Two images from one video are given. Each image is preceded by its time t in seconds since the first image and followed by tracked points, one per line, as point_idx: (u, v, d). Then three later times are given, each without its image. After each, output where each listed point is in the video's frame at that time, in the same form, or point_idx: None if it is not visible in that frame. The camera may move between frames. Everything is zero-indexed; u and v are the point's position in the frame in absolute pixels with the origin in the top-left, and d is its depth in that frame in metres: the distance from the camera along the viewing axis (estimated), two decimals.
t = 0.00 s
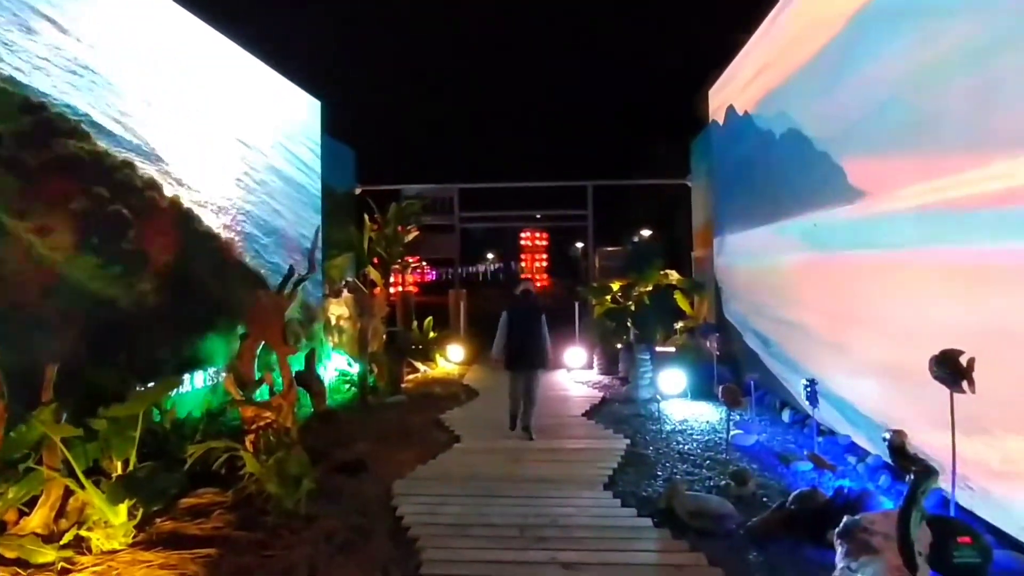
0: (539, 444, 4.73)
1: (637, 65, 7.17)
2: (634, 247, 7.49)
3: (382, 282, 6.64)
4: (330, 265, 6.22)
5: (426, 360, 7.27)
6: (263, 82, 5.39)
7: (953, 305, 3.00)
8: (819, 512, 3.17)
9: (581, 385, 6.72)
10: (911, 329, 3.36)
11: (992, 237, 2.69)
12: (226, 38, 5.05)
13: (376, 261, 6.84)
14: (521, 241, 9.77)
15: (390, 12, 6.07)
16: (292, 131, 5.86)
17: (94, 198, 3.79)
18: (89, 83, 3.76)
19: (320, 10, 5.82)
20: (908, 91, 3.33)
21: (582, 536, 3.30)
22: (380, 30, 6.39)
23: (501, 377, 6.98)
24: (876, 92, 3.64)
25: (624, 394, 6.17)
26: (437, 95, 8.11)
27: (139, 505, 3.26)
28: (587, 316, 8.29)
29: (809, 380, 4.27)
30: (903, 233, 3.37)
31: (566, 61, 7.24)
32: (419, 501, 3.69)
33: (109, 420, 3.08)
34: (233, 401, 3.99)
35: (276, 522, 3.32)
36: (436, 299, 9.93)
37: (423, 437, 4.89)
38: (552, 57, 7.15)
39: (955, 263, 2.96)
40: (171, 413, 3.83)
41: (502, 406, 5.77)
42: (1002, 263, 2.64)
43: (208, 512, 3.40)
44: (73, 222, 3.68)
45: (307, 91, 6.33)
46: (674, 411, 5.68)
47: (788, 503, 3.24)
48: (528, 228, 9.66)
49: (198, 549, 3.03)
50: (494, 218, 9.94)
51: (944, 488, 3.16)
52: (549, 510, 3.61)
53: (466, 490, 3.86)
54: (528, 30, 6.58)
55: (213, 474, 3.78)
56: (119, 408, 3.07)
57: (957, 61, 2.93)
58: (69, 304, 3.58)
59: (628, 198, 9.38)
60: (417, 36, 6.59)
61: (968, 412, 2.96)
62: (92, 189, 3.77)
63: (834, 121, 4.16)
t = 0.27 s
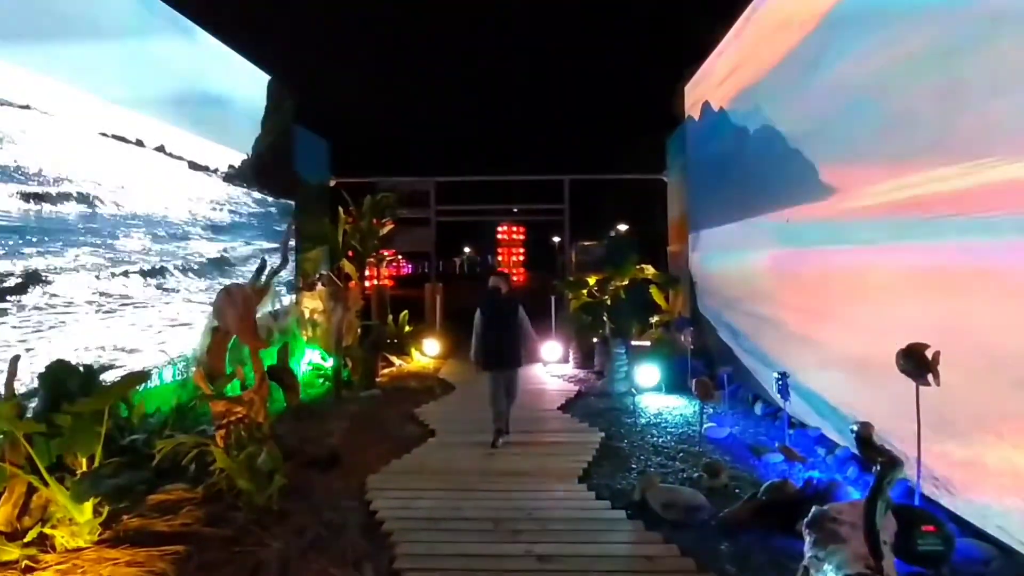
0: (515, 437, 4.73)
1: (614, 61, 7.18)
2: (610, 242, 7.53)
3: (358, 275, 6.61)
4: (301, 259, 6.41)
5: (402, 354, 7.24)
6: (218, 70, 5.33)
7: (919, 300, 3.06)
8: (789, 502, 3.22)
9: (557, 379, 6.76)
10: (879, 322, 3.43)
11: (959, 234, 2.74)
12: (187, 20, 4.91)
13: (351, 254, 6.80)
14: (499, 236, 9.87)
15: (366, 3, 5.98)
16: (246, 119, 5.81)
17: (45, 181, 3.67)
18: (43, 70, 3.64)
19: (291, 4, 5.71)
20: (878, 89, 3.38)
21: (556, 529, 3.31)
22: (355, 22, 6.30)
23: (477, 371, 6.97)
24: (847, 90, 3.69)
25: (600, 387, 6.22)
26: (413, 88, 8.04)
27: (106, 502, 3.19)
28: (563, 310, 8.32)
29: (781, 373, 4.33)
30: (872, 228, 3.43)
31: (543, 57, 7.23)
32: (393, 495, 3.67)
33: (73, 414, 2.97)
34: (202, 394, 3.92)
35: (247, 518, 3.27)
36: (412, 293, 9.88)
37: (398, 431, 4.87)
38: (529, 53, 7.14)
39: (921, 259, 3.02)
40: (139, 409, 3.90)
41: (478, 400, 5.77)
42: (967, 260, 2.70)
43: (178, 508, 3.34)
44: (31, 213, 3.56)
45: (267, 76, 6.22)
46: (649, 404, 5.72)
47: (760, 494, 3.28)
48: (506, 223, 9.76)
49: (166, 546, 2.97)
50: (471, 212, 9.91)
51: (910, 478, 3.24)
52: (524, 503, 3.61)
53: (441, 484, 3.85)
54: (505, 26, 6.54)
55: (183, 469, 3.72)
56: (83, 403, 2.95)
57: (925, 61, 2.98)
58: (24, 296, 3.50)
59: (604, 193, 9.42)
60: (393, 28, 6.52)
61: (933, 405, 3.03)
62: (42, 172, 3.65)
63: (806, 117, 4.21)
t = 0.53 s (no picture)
0: (499, 433, 4.74)
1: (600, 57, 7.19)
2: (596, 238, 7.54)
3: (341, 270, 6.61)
4: (287, 253, 6.42)
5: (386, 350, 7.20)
6: (199, 62, 5.26)
7: (899, 300, 3.10)
8: (771, 498, 3.25)
9: (541, 375, 6.77)
10: (859, 319, 3.47)
11: (940, 233, 2.78)
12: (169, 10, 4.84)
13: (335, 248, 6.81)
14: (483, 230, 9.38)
15: None
16: (227, 110, 5.74)
17: (27, 173, 3.60)
18: (22, 57, 3.56)
19: None
20: (860, 88, 3.41)
21: (540, 524, 3.31)
22: (341, 15, 6.25)
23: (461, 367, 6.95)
24: (829, 88, 3.72)
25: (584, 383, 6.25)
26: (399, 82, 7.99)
27: (83, 498, 3.15)
28: (549, 305, 8.32)
29: (763, 370, 4.36)
30: (853, 225, 3.47)
31: (529, 51, 7.22)
32: (377, 491, 3.65)
33: (50, 410, 2.93)
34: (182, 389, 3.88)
35: (227, 514, 3.24)
36: (396, 288, 9.83)
37: (381, 427, 4.85)
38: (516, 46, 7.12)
39: (902, 257, 3.05)
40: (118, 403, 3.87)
41: (462, 395, 5.76)
42: (947, 259, 2.74)
43: (157, 505, 3.30)
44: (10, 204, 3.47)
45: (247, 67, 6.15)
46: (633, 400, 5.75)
47: (742, 489, 3.31)
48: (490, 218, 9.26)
49: (146, 543, 2.94)
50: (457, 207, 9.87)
51: (888, 473, 3.28)
52: (508, 499, 3.62)
53: (424, 479, 3.84)
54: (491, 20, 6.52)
55: (162, 465, 3.67)
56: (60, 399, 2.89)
57: (907, 62, 3.01)
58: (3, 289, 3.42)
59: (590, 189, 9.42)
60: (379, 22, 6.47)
61: (911, 402, 3.07)
62: (23, 163, 3.58)
63: (789, 114, 4.24)
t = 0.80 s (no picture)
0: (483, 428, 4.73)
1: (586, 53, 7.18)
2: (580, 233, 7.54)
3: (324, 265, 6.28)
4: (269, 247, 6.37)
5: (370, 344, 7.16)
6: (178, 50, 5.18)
7: (879, 297, 3.13)
8: (752, 492, 3.28)
9: (525, 370, 6.78)
10: (839, 316, 3.51)
11: (920, 231, 2.81)
12: None
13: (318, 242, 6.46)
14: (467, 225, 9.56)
15: None
16: (208, 100, 5.67)
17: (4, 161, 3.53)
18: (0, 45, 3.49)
19: None
20: (842, 87, 3.44)
21: (524, 519, 3.32)
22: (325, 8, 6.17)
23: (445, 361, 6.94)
24: (812, 87, 3.75)
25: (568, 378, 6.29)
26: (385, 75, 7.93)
27: (60, 494, 3.10)
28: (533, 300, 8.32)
29: (745, 365, 4.38)
30: (834, 223, 3.50)
31: (515, 46, 7.19)
32: (359, 485, 3.63)
33: (26, 404, 2.88)
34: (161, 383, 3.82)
35: (208, 509, 3.20)
36: (381, 282, 9.78)
37: (364, 421, 4.82)
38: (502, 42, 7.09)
39: (883, 255, 3.09)
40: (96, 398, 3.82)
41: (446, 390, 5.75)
42: (927, 257, 2.77)
43: (136, 500, 3.26)
44: None
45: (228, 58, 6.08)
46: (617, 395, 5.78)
47: (723, 483, 3.34)
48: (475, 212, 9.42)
49: (124, 539, 2.90)
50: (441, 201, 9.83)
51: (867, 467, 3.32)
52: (491, 493, 3.62)
53: (407, 474, 3.83)
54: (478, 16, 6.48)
55: (141, 461, 3.62)
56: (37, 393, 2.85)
57: (889, 61, 3.03)
58: None
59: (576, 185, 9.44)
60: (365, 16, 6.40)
61: (890, 397, 3.11)
62: None
63: (772, 112, 4.27)
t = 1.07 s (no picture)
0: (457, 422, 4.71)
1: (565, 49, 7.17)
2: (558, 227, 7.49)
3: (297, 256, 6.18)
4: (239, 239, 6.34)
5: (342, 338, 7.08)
6: (146, 36, 5.06)
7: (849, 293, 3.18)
8: (723, 484, 3.31)
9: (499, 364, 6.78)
10: (809, 311, 3.56)
11: (891, 228, 2.85)
12: None
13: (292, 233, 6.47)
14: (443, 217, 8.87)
15: None
16: (178, 88, 5.54)
17: None
18: None
19: None
20: (815, 87, 3.49)
21: (498, 513, 3.31)
22: None
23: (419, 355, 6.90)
24: (785, 85, 3.79)
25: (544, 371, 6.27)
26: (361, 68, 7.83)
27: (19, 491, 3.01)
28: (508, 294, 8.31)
29: (719, 358, 4.40)
30: (806, 220, 3.55)
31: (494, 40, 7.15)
32: (331, 480, 3.59)
33: None
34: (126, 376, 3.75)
35: (174, 506, 3.13)
36: (354, 274, 9.69)
37: (336, 415, 4.77)
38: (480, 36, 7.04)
39: (854, 251, 3.12)
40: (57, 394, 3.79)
41: (420, 384, 5.72)
42: (898, 254, 2.81)
43: (99, 496, 3.17)
44: None
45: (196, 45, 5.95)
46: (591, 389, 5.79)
47: (695, 475, 3.37)
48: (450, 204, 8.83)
49: (87, 536, 2.82)
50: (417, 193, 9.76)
51: (835, 459, 3.37)
52: (465, 488, 3.60)
53: (380, 468, 3.79)
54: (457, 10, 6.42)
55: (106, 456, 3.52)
56: None
57: (861, 61, 3.07)
58: None
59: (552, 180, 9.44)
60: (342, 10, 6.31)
61: (858, 390, 3.16)
62: None
63: (746, 110, 4.31)
